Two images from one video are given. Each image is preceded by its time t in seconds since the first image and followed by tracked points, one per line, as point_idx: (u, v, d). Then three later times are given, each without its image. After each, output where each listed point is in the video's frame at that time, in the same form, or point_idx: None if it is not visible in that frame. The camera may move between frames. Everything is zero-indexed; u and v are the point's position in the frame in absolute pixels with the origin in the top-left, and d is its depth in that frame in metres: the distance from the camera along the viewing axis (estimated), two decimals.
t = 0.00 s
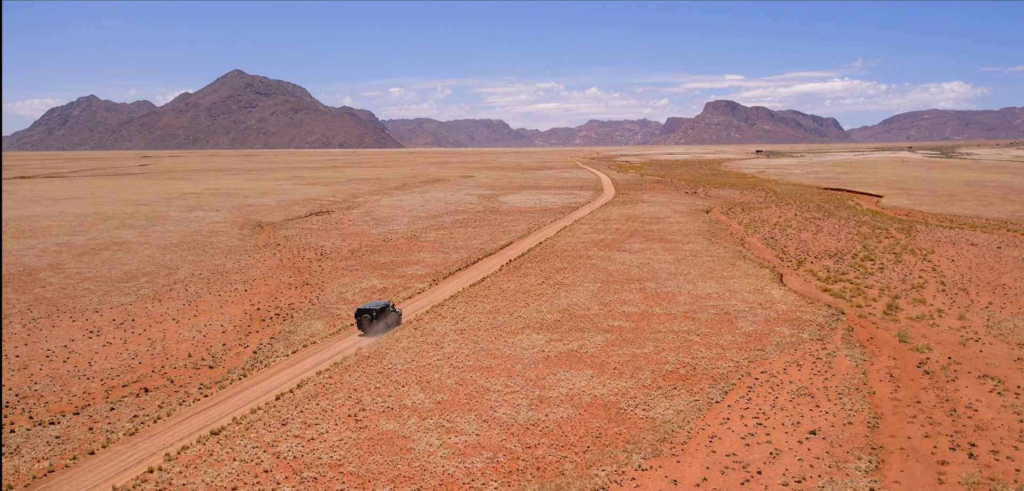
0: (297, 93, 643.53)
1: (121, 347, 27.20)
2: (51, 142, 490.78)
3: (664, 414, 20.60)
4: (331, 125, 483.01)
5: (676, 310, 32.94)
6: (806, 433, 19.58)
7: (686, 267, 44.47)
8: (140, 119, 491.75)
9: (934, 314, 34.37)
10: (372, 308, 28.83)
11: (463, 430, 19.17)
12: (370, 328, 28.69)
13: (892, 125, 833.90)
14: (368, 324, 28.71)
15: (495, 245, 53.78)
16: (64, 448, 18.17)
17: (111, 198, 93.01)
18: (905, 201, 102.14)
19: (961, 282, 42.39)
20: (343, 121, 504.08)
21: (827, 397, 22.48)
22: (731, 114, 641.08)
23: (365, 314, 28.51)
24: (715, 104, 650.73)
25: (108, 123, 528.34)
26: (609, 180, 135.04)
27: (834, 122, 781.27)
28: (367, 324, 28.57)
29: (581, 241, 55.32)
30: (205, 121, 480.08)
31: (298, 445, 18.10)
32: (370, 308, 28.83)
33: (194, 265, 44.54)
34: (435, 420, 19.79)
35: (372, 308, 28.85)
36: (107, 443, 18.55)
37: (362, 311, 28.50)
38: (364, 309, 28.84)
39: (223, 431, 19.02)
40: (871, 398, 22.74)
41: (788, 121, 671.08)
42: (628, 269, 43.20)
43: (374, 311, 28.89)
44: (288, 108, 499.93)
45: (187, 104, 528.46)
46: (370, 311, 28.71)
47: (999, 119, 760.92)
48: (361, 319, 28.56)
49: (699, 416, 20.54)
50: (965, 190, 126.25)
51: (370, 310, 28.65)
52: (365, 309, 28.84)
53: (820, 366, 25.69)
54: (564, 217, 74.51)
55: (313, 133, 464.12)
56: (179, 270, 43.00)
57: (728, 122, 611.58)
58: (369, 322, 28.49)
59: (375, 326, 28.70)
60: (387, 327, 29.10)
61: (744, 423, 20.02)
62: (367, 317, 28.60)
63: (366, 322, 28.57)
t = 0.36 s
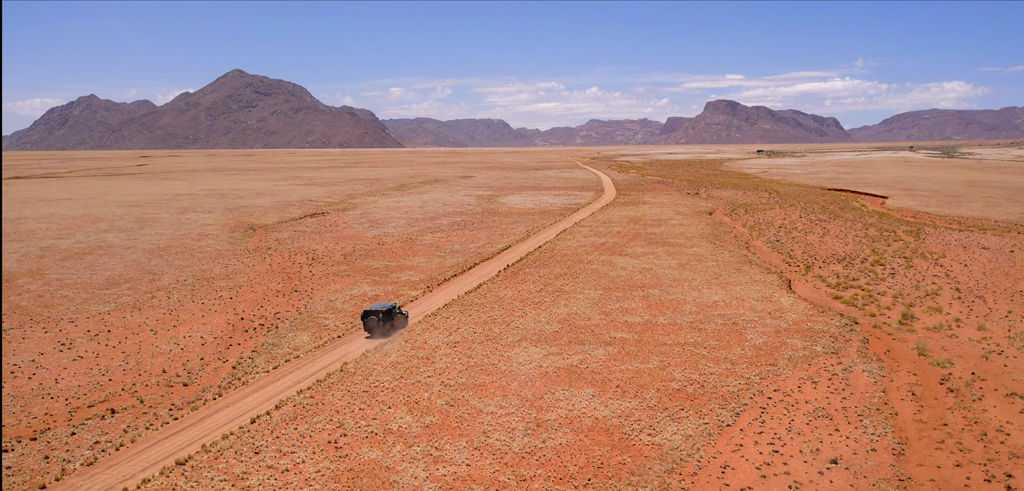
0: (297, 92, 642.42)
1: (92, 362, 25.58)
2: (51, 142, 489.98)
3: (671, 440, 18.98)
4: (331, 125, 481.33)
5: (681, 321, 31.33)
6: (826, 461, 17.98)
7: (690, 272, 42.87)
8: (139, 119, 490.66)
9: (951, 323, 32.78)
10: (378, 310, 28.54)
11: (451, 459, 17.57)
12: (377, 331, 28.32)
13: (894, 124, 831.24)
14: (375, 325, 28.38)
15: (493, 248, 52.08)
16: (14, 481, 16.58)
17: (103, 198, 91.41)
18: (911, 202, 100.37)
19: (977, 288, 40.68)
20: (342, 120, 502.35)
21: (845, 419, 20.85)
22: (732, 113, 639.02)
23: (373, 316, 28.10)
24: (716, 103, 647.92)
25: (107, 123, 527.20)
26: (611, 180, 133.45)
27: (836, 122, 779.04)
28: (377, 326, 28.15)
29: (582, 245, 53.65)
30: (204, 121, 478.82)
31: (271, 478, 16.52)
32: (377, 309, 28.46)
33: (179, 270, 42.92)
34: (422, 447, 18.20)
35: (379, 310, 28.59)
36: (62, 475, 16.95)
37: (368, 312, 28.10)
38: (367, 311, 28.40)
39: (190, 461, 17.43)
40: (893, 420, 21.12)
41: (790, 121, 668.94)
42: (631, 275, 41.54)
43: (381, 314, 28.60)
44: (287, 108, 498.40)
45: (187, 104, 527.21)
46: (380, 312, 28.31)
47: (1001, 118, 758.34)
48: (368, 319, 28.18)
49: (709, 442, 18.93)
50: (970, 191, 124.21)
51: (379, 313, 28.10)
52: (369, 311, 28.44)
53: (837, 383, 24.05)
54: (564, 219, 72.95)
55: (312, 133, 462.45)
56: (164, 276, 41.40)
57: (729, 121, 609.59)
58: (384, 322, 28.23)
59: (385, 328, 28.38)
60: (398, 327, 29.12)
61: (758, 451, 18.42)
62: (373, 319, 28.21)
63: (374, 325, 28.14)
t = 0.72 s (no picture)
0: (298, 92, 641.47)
1: (59, 380, 23.97)
2: (50, 142, 488.78)
3: (679, 471, 17.37)
4: (330, 125, 479.71)
5: (686, 332, 29.73)
6: None
7: (694, 278, 41.27)
8: (139, 118, 489.17)
9: (970, 335, 31.21)
10: (386, 315, 28.36)
11: None
12: (386, 335, 28.33)
13: (895, 124, 828.30)
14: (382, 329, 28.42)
15: (490, 253, 50.45)
16: None
17: (95, 200, 89.75)
18: (917, 203, 98.59)
19: (994, 296, 38.97)
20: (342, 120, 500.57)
21: (868, 446, 19.22)
22: (732, 113, 637.05)
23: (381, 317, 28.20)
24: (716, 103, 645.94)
25: (107, 122, 525.81)
26: (612, 180, 131.78)
27: (836, 122, 777.66)
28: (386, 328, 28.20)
29: (582, 249, 51.99)
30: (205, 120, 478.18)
31: None
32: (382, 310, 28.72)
33: (163, 277, 41.28)
34: (406, 481, 16.61)
35: (385, 315, 28.44)
36: None
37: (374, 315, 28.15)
38: (372, 315, 28.40)
39: None
40: (919, 446, 19.49)
41: (790, 120, 666.74)
42: (633, 282, 39.93)
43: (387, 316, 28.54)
44: (287, 108, 496.80)
45: (186, 103, 525.78)
46: (389, 312, 28.49)
47: (1001, 118, 755.98)
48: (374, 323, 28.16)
49: (722, 474, 17.33)
50: (976, 192, 122.19)
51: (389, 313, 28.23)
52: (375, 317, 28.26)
53: (856, 404, 22.41)
54: (564, 221, 71.37)
55: (311, 132, 460.66)
56: (147, 283, 39.79)
57: (729, 121, 607.73)
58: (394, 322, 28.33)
59: (395, 329, 28.59)
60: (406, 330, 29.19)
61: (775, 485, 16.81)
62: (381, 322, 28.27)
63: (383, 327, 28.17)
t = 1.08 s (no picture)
0: (297, 92, 639.98)
1: (23, 400, 22.35)
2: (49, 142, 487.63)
3: None
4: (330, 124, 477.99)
5: (692, 345, 28.17)
6: None
7: (699, 285, 39.65)
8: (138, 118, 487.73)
9: (990, 346, 29.70)
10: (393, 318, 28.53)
11: None
12: (397, 337, 28.64)
13: (896, 124, 825.87)
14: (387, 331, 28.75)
15: (487, 257, 48.73)
16: None
17: (86, 201, 88.14)
18: (924, 205, 96.90)
19: (1012, 304, 37.33)
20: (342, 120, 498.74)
21: (895, 478, 17.63)
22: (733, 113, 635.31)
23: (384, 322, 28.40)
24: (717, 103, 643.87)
25: (106, 122, 524.34)
26: (612, 181, 130.15)
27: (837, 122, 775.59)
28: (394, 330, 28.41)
29: (582, 253, 50.35)
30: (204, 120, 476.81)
31: None
32: (386, 311, 29.11)
33: (146, 284, 39.63)
34: None
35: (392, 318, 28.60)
36: None
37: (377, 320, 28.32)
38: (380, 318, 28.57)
39: None
40: (951, 478, 17.88)
41: (791, 120, 664.71)
42: (636, 289, 38.32)
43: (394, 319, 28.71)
44: (287, 107, 495.23)
45: (186, 103, 524.29)
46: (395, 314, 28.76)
47: (1002, 118, 753.73)
48: (382, 326, 28.24)
49: None
50: (982, 193, 120.50)
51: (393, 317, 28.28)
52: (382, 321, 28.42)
53: (878, 427, 20.78)
54: (564, 223, 69.83)
55: (311, 132, 458.89)
56: (129, 290, 38.15)
57: (730, 121, 605.96)
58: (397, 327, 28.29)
59: (404, 331, 29.12)
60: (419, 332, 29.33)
61: None
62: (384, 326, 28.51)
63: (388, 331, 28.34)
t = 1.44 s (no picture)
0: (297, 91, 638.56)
1: None
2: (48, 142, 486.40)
3: None
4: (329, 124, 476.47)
5: (701, 360, 26.54)
6: None
7: (705, 293, 38.01)
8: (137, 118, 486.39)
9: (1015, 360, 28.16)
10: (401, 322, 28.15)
11: None
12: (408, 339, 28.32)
13: (897, 124, 824.02)
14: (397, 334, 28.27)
15: (485, 263, 47.06)
16: None
17: (77, 203, 86.42)
18: (930, 206, 95.32)
19: None
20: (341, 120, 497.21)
21: None
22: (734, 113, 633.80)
23: (397, 323, 28.03)
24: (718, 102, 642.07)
25: (105, 121, 523.24)
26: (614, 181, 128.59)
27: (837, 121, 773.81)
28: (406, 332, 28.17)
29: (583, 258, 48.69)
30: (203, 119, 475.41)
31: None
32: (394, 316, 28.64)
33: (128, 292, 37.95)
34: None
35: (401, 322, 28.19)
36: None
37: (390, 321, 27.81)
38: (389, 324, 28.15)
39: None
40: None
41: (792, 120, 663.27)
42: (639, 298, 36.67)
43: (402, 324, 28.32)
44: (286, 107, 493.70)
45: (185, 103, 522.90)
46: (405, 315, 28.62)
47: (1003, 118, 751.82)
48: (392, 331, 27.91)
49: None
50: (988, 194, 118.86)
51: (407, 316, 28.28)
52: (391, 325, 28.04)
53: (905, 455, 19.14)
54: (564, 226, 68.26)
55: (310, 132, 457.29)
56: (110, 298, 36.50)
57: (731, 121, 604.30)
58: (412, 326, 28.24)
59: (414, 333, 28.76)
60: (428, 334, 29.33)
61: None
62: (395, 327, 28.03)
63: (402, 332, 27.99)
